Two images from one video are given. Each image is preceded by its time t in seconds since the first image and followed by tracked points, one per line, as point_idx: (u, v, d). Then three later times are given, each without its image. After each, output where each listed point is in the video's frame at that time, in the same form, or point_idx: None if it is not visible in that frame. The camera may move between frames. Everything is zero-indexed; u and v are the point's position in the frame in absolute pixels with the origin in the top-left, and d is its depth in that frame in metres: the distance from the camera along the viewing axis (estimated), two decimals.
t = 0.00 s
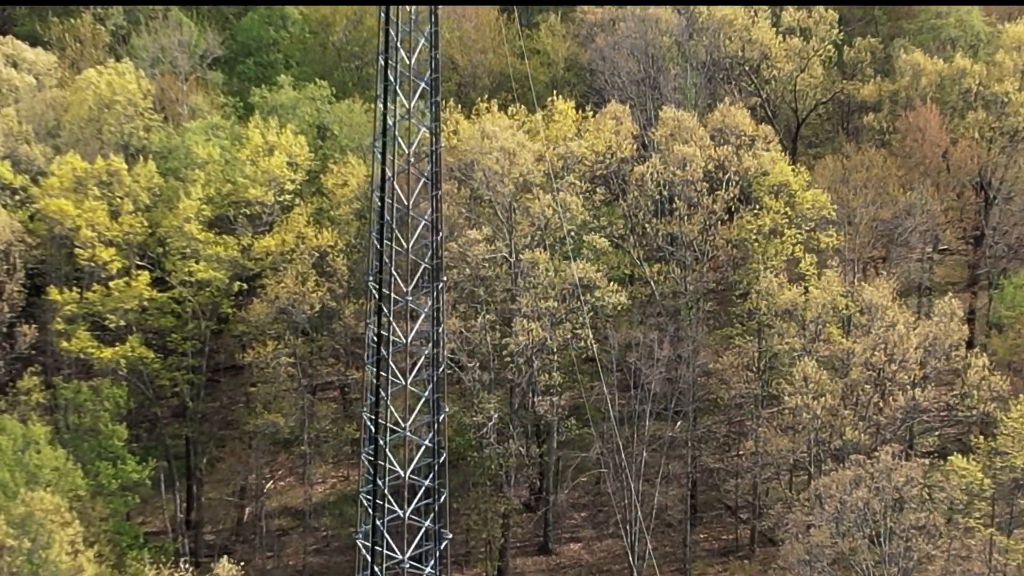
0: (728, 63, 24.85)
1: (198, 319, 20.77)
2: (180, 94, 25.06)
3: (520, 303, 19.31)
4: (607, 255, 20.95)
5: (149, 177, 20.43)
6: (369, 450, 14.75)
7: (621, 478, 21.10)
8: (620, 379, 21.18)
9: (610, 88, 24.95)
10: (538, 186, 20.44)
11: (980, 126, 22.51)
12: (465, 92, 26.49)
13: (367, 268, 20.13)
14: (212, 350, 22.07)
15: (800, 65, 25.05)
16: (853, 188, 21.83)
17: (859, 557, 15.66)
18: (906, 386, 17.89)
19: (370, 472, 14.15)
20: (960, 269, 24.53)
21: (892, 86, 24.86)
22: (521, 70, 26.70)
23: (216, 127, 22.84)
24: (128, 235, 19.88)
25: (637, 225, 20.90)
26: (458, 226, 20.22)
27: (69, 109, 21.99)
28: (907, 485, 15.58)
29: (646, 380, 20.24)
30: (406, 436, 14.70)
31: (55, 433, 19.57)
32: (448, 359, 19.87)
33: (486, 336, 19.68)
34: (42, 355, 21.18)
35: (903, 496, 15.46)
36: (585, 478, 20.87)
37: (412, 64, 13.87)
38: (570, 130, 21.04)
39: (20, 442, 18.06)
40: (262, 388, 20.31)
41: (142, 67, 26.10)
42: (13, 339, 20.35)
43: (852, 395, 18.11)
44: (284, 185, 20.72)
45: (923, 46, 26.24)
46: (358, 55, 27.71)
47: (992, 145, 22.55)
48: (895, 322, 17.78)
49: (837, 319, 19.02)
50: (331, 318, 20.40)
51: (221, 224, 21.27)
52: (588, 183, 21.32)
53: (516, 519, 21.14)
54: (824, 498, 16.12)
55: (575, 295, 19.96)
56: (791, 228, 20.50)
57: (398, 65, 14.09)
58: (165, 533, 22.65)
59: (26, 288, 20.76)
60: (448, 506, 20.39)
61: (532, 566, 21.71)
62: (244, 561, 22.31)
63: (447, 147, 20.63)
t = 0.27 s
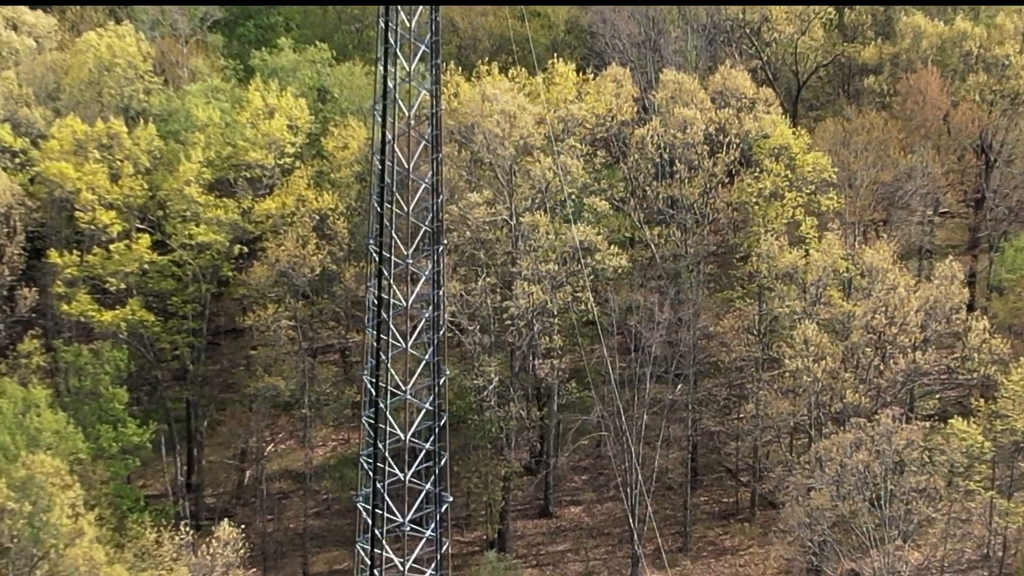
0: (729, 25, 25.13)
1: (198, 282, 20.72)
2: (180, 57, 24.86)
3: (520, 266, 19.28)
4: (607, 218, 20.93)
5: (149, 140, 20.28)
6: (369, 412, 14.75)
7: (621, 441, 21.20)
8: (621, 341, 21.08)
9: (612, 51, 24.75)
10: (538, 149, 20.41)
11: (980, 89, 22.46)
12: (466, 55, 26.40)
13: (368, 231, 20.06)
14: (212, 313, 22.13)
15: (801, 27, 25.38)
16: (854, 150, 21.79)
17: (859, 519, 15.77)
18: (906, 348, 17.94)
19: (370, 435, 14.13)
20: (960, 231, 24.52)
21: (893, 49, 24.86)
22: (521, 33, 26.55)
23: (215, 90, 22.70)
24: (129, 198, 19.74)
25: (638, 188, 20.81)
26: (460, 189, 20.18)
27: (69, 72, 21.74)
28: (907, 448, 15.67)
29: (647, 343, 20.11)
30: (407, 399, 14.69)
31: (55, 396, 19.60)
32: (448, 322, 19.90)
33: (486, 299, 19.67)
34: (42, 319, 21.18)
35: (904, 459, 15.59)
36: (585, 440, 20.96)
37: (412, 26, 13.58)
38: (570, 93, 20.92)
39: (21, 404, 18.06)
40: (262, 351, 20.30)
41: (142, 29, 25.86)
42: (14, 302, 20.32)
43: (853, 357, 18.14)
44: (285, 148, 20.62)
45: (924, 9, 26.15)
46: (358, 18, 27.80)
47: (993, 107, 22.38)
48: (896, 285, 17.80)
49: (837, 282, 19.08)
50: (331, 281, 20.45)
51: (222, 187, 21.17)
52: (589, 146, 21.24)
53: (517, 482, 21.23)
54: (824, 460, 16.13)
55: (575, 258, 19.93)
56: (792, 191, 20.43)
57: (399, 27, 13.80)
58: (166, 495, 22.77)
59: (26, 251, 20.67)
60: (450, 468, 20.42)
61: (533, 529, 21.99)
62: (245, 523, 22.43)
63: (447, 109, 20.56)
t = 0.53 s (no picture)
0: None
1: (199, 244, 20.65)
2: (179, 18, 24.63)
3: (521, 229, 19.28)
4: (607, 181, 20.82)
5: (149, 103, 20.12)
6: (370, 374, 14.71)
7: (621, 404, 21.27)
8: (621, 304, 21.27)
9: (613, 12, 24.62)
10: (539, 112, 20.33)
11: (982, 52, 22.35)
12: (466, 17, 26.24)
13: (368, 194, 19.92)
14: (213, 276, 22.13)
15: None
16: (855, 113, 21.71)
17: (860, 482, 15.88)
18: (907, 311, 17.96)
19: (371, 398, 14.05)
20: (960, 194, 24.35)
21: (894, 11, 24.80)
22: None
23: (216, 52, 22.50)
24: (129, 160, 19.60)
25: (639, 150, 20.78)
26: (460, 151, 20.23)
27: (69, 34, 21.64)
28: (908, 411, 15.60)
29: (647, 305, 20.18)
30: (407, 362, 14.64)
31: (55, 358, 19.51)
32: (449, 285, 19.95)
33: (486, 262, 19.69)
34: (42, 281, 21.11)
35: (904, 422, 15.58)
36: (586, 403, 21.04)
37: None
38: (571, 56, 20.78)
39: (21, 367, 18.02)
40: (263, 313, 20.30)
41: None
42: (14, 265, 20.24)
43: (854, 320, 18.18)
44: (285, 110, 20.49)
45: None
46: None
47: (994, 69, 22.25)
48: (897, 247, 17.79)
49: (837, 245, 19.09)
50: (331, 244, 20.22)
51: (222, 150, 21.02)
52: (589, 109, 21.10)
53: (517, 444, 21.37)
54: (824, 423, 16.29)
55: (575, 221, 19.91)
56: (792, 154, 20.42)
57: None
58: (166, 458, 22.86)
59: (26, 213, 20.55)
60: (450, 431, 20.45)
61: (533, 491, 22.21)
62: (245, 486, 22.59)
63: (446, 72, 20.45)
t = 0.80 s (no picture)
0: None
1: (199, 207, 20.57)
2: None
3: (521, 191, 19.29)
4: (608, 143, 20.72)
5: (149, 65, 19.96)
6: (371, 337, 14.91)
7: (622, 366, 21.31)
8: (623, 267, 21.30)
9: None
10: (539, 74, 20.14)
11: (984, 13, 22.29)
12: None
13: (368, 156, 19.78)
14: (213, 240, 22.16)
15: None
16: (855, 76, 21.66)
17: (860, 444, 15.99)
18: (907, 273, 17.96)
19: (370, 360, 14.26)
20: (962, 155, 24.44)
21: None
22: None
23: (216, 15, 22.44)
24: (129, 122, 19.41)
25: (640, 113, 20.65)
26: (460, 114, 20.14)
27: None
28: (908, 373, 15.67)
29: (647, 268, 20.00)
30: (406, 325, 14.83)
31: (55, 321, 19.65)
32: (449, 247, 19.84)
33: (486, 224, 19.62)
34: (42, 244, 21.16)
35: (904, 384, 15.66)
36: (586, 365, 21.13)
37: None
38: (571, 19, 21.08)
39: (22, 330, 18.03)
40: (263, 276, 20.27)
41: None
42: (15, 227, 20.30)
43: (854, 283, 18.20)
44: (286, 72, 20.26)
45: None
46: None
47: (995, 31, 22.11)
48: (897, 210, 17.91)
49: (838, 208, 19.06)
50: (332, 206, 20.16)
51: (222, 112, 20.89)
52: (589, 71, 21.03)
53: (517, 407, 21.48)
54: (824, 385, 16.35)
55: (575, 183, 19.88)
56: (794, 116, 20.32)
57: None
58: (166, 421, 22.94)
59: (26, 176, 20.56)
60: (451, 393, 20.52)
61: (533, 454, 22.33)
62: (246, 448, 22.69)
63: (447, 34, 20.55)
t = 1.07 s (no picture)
0: None
1: (200, 170, 20.49)
2: None
3: (523, 154, 19.24)
4: (609, 106, 20.70)
5: (149, 28, 19.91)
6: (373, 300, 14.98)
7: (623, 329, 21.34)
8: (624, 230, 21.38)
9: None
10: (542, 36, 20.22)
11: None
12: None
13: (369, 119, 19.70)
14: (213, 203, 22.11)
15: None
16: (857, 39, 21.60)
17: (861, 407, 16.10)
18: (908, 237, 18.00)
19: (372, 323, 14.38)
20: (963, 118, 24.51)
21: None
22: None
23: None
24: (130, 85, 19.32)
25: (641, 75, 20.66)
26: (461, 76, 20.04)
27: None
28: (910, 336, 15.71)
29: (648, 231, 20.01)
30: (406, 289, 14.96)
31: (56, 284, 19.65)
32: (450, 210, 19.79)
33: (487, 187, 19.57)
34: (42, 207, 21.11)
35: (905, 347, 15.71)
36: (586, 328, 21.21)
37: None
38: None
39: (22, 292, 17.99)
40: (263, 239, 20.26)
41: None
42: (15, 190, 20.26)
43: (855, 246, 18.22)
44: (288, 35, 20.29)
45: None
46: None
47: None
48: (898, 173, 17.93)
49: (840, 171, 19.06)
50: (333, 168, 20.11)
51: (223, 75, 20.79)
52: (590, 34, 21.28)
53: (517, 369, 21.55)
54: (826, 348, 16.43)
55: (577, 146, 19.83)
56: (795, 79, 20.25)
57: None
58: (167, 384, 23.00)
59: (27, 138, 20.50)
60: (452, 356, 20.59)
61: (534, 417, 22.43)
62: (247, 411, 22.76)
63: None
